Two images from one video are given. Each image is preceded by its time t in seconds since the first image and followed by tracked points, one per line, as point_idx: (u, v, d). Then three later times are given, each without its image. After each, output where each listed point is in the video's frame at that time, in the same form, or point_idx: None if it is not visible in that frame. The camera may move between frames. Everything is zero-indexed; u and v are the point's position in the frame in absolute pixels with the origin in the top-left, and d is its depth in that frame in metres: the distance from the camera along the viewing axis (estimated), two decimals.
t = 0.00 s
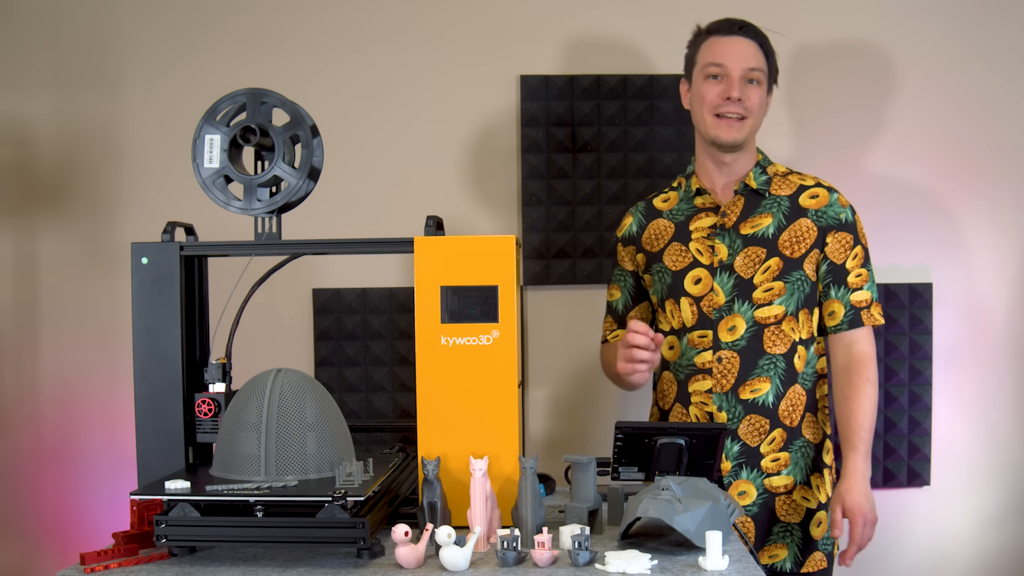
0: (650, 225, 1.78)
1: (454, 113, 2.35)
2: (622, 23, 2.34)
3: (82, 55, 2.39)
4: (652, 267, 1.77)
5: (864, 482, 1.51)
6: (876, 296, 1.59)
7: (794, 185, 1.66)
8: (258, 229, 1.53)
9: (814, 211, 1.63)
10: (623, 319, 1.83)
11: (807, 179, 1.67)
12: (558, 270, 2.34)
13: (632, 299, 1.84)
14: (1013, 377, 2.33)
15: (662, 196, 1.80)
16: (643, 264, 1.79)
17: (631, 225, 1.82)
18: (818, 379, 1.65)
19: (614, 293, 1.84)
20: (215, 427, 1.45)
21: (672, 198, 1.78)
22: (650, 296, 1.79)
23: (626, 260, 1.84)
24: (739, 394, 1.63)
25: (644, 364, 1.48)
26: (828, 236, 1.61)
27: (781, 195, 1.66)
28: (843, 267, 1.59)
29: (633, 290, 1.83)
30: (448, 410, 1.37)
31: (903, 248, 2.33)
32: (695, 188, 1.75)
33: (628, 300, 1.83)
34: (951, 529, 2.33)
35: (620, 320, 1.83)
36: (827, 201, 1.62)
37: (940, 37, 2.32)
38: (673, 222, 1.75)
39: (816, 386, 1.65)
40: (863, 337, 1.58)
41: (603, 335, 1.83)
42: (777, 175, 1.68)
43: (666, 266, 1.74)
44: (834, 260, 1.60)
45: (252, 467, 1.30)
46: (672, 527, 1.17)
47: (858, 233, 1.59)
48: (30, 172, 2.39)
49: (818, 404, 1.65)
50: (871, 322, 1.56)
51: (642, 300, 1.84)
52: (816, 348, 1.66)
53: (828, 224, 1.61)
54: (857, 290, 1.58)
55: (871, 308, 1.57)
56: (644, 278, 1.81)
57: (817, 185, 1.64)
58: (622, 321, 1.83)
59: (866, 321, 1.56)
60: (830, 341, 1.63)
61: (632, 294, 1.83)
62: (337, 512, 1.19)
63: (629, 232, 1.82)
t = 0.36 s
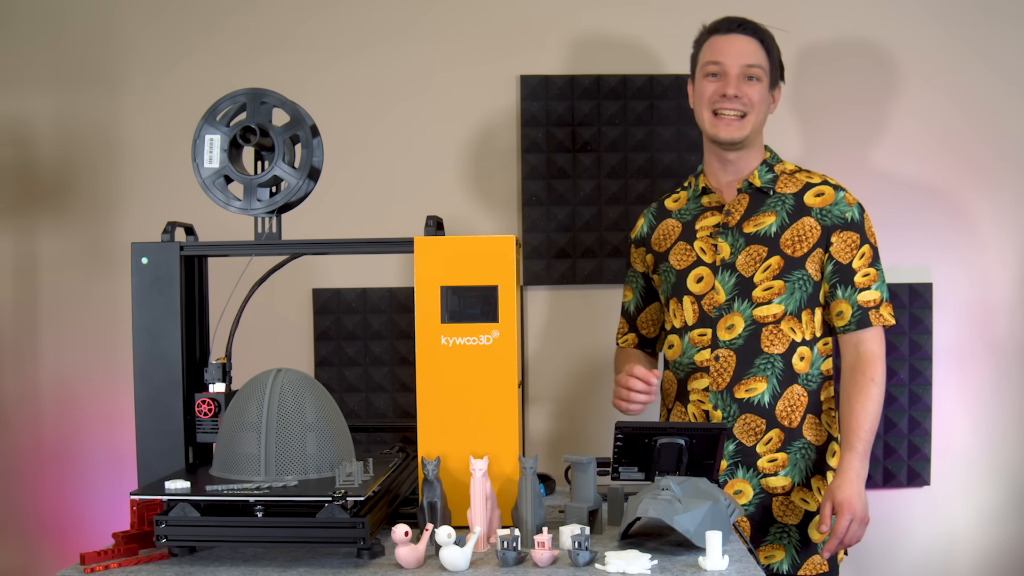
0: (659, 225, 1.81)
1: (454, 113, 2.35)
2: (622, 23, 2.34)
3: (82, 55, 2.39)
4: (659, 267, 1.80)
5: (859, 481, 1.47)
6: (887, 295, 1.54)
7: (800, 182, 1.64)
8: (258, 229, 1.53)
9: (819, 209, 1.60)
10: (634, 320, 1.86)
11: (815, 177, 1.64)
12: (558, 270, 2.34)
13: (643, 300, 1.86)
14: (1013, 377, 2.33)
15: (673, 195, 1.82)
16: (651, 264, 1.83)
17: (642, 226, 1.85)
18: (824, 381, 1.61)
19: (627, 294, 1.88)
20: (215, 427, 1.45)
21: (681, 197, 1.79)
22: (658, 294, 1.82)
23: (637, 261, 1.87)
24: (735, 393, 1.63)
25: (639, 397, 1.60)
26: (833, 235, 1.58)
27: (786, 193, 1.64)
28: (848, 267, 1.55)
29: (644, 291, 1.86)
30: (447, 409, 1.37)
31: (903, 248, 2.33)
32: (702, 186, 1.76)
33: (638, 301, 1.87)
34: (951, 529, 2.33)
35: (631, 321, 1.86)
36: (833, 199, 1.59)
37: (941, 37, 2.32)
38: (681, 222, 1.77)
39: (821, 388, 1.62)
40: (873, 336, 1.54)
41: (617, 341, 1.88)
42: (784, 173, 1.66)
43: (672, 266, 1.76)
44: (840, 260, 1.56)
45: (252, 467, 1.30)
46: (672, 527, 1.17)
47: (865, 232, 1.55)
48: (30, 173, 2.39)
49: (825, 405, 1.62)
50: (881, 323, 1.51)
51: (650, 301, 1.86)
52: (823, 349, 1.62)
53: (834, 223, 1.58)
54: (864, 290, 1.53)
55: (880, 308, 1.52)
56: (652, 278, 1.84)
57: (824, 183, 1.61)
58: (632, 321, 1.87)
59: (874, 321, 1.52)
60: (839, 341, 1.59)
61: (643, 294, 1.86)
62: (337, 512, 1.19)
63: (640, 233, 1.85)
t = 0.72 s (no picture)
0: (662, 227, 1.82)
1: (454, 113, 2.35)
2: (622, 23, 2.34)
3: (82, 55, 2.39)
4: (662, 267, 1.81)
5: (874, 492, 1.48)
6: (885, 292, 1.54)
7: (800, 180, 1.63)
8: (258, 229, 1.53)
9: (818, 206, 1.60)
10: (635, 321, 1.87)
11: (814, 174, 1.64)
12: (558, 270, 2.34)
13: (645, 301, 1.88)
14: (1013, 376, 2.33)
15: (676, 197, 1.83)
16: (654, 265, 1.84)
17: (645, 228, 1.87)
18: (826, 379, 1.62)
19: (630, 296, 1.90)
20: (215, 427, 1.45)
21: (683, 198, 1.81)
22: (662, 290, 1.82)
23: (641, 263, 1.89)
24: (735, 392, 1.63)
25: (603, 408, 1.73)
26: (831, 232, 1.57)
27: (786, 191, 1.63)
28: (846, 264, 1.55)
29: (646, 293, 1.88)
30: (448, 409, 1.37)
31: (903, 249, 2.33)
32: (702, 186, 1.76)
33: (641, 302, 1.88)
34: (951, 529, 2.33)
35: (632, 323, 1.87)
36: (832, 196, 1.59)
37: (941, 37, 2.32)
38: (683, 223, 1.78)
39: (823, 387, 1.62)
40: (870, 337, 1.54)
41: (620, 343, 1.90)
42: (784, 170, 1.66)
43: (674, 266, 1.77)
44: (838, 257, 1.56)
45: (252, 467, 1.30)
46: (672, 527, 1.17)
47: (864, 228, 1.55)
48: (30, 173, 2.39)
49: (827, 404, 1.62)
50: (879, 321, 1.51)
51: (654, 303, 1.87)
52: (825, 348, 1.63)
53: (832, 220, 1.58)
54: (862, 287, 1.53)
55: (879, 305, 1.52)
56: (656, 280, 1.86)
57: (823, 180, 1.61)
58: (633, 323, 1.87)
59: (872, 319, 1.52)
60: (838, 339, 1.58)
61: (645, 296, 1.88)
62: (337, 512, 1.19)
63: (644, 234, 1.87)
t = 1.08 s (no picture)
0: (650, 229, 1.79)
1: (454, 113, 2.35)
2: (622, 23, 2.34)
3: (82, 55, 2.39)
4: (650, 272, 1.79)
5: (868, 490, 1.53)
6: (877, 298, 1.56)
7: (790, 188, 1.64)
8: (258, 229, 1.52)
9: (809, 215, 1.61)
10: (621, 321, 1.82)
11: (804, 182, 1.64)
12: (558, 270, 2.34)
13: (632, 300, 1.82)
14: (1013, 376, 2.33)
15: (663, 199, 1.81)
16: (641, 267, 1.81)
17: (631, 229, 1.83)
18: (817, 385, 1.62)
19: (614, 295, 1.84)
20: (215, 427, 1.45)
21: (672, 201, 1.78)
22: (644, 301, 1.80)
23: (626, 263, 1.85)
24: (731, 402, 1.63)
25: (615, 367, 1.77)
26: (823, 241, 1.59)
27: (777, 200, 1.64)
28: (839, 272, 1.56)
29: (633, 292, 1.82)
30: (447, 409, 1.37)
31: (902, 249, 2.33)
32: (691, 195, 1.75)
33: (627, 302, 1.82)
34: (951, 529, 2.33)
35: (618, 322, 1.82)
36: (823, 204, 1.60)
37: (941, 37, 2.32)
38: (672, 228, 1.76)
39: (813, 392, 1.63)
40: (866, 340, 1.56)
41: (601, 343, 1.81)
42: (774, 177, 1.66)
43: (665, 272, 1.76)
44: (830, 266, 1.58)
45: (252, 467, 1.30)
46: (672, 527, 1.17)
47: (855, 237, 1.56)
48: (30, 173, 2.39)
49: (814, 408, 1.63)
50: (873, 327, 1.54)
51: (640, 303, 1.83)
52: (817, 354, 1.63)
53: (824, 229, 1.59)
54: (855, 294, 1.55)
55: (872, 312, 1.54)
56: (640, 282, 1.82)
57: (814, 189, 1.61)
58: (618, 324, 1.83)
59: (865, 325, 1.54)
60: (833, 345, 1.61)
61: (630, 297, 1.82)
62: (337, 512, 1.19)
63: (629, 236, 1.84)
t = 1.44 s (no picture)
0: (628, 228, 1.77)
1: (455, 113, 2.35)
2: (622, 23, 2.34)
3: (82, 55, 2.39)
4: (630, 271, 1.76)
5: (854, 490, 1.63)
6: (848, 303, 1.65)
7: (772, 193, 1.67)
8: (258, 229, 1.52)
9: (792, 220, 1.65)
10: (600, 320, 1.82)
11: (785, 187, 1.68)
12: (558, 270, 2.34)
13: (607, 301, 1.82)
14: (1013, 376, 2.33)
15: (640, 198, 1.79)
16: (620, 268, 1.78)
17: (608, 228, 1.81)
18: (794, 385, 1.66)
19: (590, 294, 1.83)
20: (215, 427, 1.45)
21: (651, 200, 1.77)
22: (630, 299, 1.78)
23: (601, 263, 1.82)
24: (719, 401, 1.63)
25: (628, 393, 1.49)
26: (806, 245, 1.64)
27: (760, 204, 1.66)
28: (820, 277, 1.64)
29: (608, 292, 1.82)
30: (446, 409, 1.37)
31: (902, 249, 2.33)
32: (674, 195, 1.74)
33: (604, 301, 1.82)
34: (951, 529, 2.33)
35: (596, 321, 1.83)
36: (805, 211, 1.64)
37: (941, 37, 2.32)
38: (652, 226, 1.74)
39: (791, 393, 1.66)
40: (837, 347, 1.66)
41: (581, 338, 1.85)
42: (756, 182, 1.69)
43: (646, 271, 1.73)
44: (812, 270, 1.64)
45: (252, 467, 1.30)
46: (672, 527, 1.17)
47: (834, 243, 1.64)
48: (30, 173, 2.39)
49: (794, 409, 1.66)
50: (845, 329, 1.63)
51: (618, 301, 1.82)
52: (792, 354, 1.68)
53: (806, 235, 1.64)
54: (832, 298, 1.63)
55: (844, 316, 1.63)
56: (620, 282, 1.80)
57: (796, 194, 1.66)
58: (598, 322, 1.83)
59: (840, 329, 1.63)
60: (806, 347, 1.69)
61: (607, 295, 1.82)
62: (337, 512, 1.19)
63: (606, 234, 1.81)
